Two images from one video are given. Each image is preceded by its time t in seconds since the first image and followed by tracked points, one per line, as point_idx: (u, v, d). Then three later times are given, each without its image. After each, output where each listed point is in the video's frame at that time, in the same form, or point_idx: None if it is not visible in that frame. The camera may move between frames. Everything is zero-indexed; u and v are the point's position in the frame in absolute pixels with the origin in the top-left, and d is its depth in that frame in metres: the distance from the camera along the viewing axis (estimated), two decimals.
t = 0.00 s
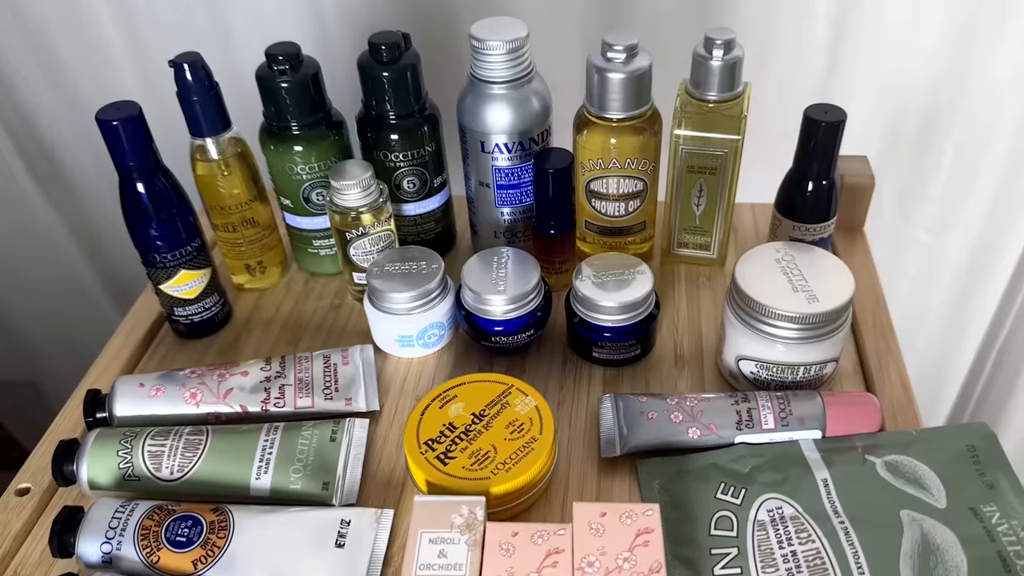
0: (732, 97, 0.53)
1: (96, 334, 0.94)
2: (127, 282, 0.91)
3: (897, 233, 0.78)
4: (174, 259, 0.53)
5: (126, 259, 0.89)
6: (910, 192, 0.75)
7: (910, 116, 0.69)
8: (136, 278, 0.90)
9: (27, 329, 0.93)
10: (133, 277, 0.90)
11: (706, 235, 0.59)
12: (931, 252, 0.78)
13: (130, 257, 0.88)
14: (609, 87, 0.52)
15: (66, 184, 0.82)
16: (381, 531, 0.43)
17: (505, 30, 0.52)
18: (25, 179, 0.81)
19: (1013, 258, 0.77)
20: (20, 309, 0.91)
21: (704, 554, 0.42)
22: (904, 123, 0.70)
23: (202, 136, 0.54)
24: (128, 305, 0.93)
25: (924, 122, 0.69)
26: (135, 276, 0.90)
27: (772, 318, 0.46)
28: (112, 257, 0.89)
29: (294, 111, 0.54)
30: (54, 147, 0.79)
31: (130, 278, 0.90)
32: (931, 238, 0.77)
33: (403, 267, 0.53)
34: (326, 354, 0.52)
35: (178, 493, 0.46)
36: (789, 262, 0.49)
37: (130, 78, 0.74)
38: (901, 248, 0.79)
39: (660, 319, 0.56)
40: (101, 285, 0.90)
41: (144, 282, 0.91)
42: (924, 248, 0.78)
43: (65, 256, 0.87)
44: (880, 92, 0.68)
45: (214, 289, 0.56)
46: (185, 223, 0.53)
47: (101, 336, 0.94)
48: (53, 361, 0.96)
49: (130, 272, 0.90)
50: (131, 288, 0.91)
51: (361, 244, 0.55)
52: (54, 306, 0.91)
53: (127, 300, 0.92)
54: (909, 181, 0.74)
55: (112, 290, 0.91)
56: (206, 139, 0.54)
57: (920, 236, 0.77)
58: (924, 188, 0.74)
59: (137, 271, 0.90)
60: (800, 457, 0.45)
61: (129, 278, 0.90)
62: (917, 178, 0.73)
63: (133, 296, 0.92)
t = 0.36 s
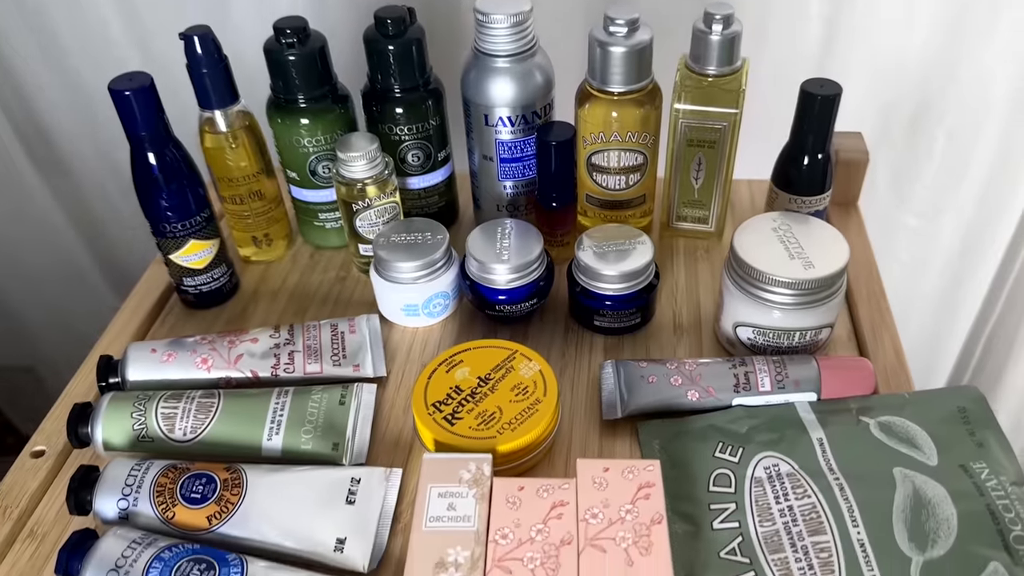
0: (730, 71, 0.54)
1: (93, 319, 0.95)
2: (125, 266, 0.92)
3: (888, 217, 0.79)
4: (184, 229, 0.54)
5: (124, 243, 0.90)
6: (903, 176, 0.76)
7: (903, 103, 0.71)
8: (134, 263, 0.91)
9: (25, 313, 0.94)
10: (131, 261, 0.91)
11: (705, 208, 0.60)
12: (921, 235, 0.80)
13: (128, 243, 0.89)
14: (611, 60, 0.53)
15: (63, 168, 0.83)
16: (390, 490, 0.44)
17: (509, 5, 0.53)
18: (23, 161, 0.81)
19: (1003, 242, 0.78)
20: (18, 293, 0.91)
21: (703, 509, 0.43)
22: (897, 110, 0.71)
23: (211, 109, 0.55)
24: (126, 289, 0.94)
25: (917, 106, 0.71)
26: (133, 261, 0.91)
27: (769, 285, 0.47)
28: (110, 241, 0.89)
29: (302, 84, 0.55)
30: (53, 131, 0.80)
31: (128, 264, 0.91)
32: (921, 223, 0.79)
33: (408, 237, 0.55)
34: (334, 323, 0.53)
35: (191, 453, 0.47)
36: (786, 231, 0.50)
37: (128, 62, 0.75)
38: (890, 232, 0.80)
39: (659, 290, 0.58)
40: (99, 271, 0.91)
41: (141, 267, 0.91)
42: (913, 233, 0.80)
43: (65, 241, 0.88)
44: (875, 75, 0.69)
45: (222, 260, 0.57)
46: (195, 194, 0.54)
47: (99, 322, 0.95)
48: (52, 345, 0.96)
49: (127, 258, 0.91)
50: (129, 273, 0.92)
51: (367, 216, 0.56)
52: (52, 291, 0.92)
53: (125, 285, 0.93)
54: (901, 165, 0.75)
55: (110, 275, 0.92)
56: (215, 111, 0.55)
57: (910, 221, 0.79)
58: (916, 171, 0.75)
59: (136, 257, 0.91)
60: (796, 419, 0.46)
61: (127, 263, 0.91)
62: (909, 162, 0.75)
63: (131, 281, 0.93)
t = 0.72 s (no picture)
0: (731, 45, 0.55)
1: (96, 302, 0.96)
2: (125, 248, 0.92)
3: (885, 198, 0.81)
4: (196, 198, 0.55)
5: (122, 224, 0.90)
6: (899, 156, 0.77)
7: (901, 79, 0.72)
8: (136, 248, 0.92)
9: (26, 296, 0.94)
10: (132, 244, 0.92)
11: (705, 180, 0.62)
12: (917, 215, 0.81)
13: (132, 229, 0.90)
14: (615, 33, 0.54)
15: (57, 141, 0.83)
16: (401, 448, 0.46)
17: None
18: (20, 134, 0.82)
19: (997, 219, 0.80)
20: (17, 272, 0.92)
21: (704, 465, 0.44)
22: (895, 86, 0.72)
23: (222, 79, 0.56)
24: (125, 271, 0.94)
25: (913, 87, 0.72)
26: (135, 245, 0.92)
27: (769, 251, 0.49)
28: (112, 225, 0.90)
29: (311, 56, 0.56)
30: (52, 113, 0.81)
31: (129, 248, 0.92)
32: (917, 203, 0.80)
33: (416, 206, 0.56)
34: (343, 290, 0.55)
35: (207, 413, 0.48)
36: (784, 200, 0.52)
37: (125, 40, 0.76)
38: (889, 212, 0.82)
39: (661, 260, 0.59)
40: (101, 255, 0.92)
41: (143, 252, 0.93)
42: (911, 212, 0.81)
43: (61, 218, 0.88)
44: (872, 53, 0.70)
45: (232, 229, 0.59)
46: (207, 163, 0.55)
47: (103, 306, 0.96)
48: (52, 328, 0.98)
49: (130, 243, 0.92)
50: (130, 258, 0.93)
51: (375, 186, 0.57)
52: (53, 273, 0.93)
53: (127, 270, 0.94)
54: (898, 145, 0.77)
55: (112, 260, 0.93)
56: (226, 82, 0.56)
57: (907, 201, 0.80)
58: (912, 152, 0.77)
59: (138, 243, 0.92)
60: (794, 380, 0.48)
61: (128, 246, 0.92)
62: (905, 142, 0.76)
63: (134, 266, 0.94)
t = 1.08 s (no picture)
0: (718, 37, 0.56)
1: (95, 288, 0.97)
2: (125, 234, 0.94)
3: (875, 183, 0.82)
4: (194, 187, 0.56)
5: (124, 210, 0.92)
6: (889, 145, 0.79)
7: (889, 71, 0.73)
8: (136, 234, 0.94)
9: (27, 283, 0.95)
10: (133, 229, 0.93)
11: (693, 170, 0.63)
12: (907, 202, 0.83)
13: (132, 215, 0.92)
14: (604, 25, 0.55)
15: (58, 131, 0.85)
16: (395, 431, 0.47)
17: None
18: (19, 124, 0.83)
19: (986, 206, 0.81)
20: (19, 260, 0.93)
21: (686, 447, 0.46)
22: (883, 78, 0.74)
23: (220, 70, 0.57)
24: (125, 256, 0.96)
25: (901, 79, 0.74)
26: (135, 231, 0.93)
27: (751, 241, 0.50)
28: (112, 212, 0.92)
29: (306, 47, 0.57)
30: (52, 100, 0.82)
31: (127, 234, 0.93)
32: (907, 189, 0.82)
33: (410, 196, 0.57)
34: (339, 277, 0.56)
35: (207, 397, 0.50)
36: (768, 190, 0.53)
37: (126, 29, 0.77)
38: (879, 198, 0.83)
39: (648, 249, 0.61)
40: (100, 241, 0.93)
41: (143, 238, 0.94)
42: (900, 198, 0.83)
43: (60, 204, 0.89)
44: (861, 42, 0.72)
45: (230, 218, 0.60)
46: (205, 153, 0.56)
47: (104, 291, 0.98)
48: (55, 314, 0.98)
49: (130, 229, 0.93)
50: (129, 243, 0.94)
51: (369, 175, 0.59)
52: (53, 259, 0.94)
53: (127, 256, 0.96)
54: (888, 133, 0.78)
55: (112, 247, 0.94)
56: (223, 73, 0.57)
57: (897, 187, 0.82)
58: (902, 140, 0.78)
59: (137, 229, 0.93)
60: (774, 366, 0.50)
61: (128, 231, 0.93)
62: (896, 131, 0.78)
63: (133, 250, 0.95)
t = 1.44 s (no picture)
0: (700, 53, 0.57)
1: (98, 281, 0.99)
2: (127, 231, 0.95)
3: (865, 178, 0.84)
4: (189, 199, 0.58)
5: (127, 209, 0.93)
6: (880, 141, 0.80)
7: (876, 77, 0.75)
8: (138, 232, 0.95)
9: (25, 275, 0.97)
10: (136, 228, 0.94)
11: (676, 181, 0.65)
12: (897, 196, 0.85)
13: (135, 213, 0.93)
14: (589, 43, 0.56)
15: (58, 132, 0.86)
16: (383, 440, 0.49)
17: None
18: (20, 122, 0.84)
19: (973, 203, 0.83)
20: (17, 252, 0.94)
21: (661, 458, 0.48)
22: (870, 84, 0.76)
23: (212, 85, 0.58)
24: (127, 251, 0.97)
25: (889, 84, 0.76)
26: (138, 229, 0.95)
27: (729, 257, 0.52)
28: (114, 208, 0.93)
29: (297, 62, 0.58)
30: (49, 99, 0.83)
31: (132, 234, 0.95)
32: (897, 183, 0.83)
33: (399, 208, 0.58)
34: (330, 287, 0.58)
35: (202, 407, 0.52)
36: (746, 206, 0.55)
37: (125, 35, 0.78)
38: (870, 192, 0.85)
39: (631, 259, 0.62)
40: (103, 239, 0.95)
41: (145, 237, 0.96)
42: (890, 193, 0.84)
43: (59, 199, 0.90)
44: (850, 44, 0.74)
45: (224, 228, 0.61)
46: (199, 165, 0.57)
47: (107, 285, 0.99)
48: (57, 307, 1.00)
49: (133, 226, 0.94)
50: (132, 242, 0.96)
51: (359, 187, 0.60)
52: (51, 253, 0.95)
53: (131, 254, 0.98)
54: (878, 129, 0.79)
55: (115, 243, 0.96)
56: (216, 87, 0.58)
57: (887, 182, 0.83)
58: (893, 137, 0.80)
59: (141, 228, 0.95)
60: (749, 378, 0.52)
61: (130, 228, 0.94)
62: (886, 128, 0.79)
63: (137, 248, 0.97)
